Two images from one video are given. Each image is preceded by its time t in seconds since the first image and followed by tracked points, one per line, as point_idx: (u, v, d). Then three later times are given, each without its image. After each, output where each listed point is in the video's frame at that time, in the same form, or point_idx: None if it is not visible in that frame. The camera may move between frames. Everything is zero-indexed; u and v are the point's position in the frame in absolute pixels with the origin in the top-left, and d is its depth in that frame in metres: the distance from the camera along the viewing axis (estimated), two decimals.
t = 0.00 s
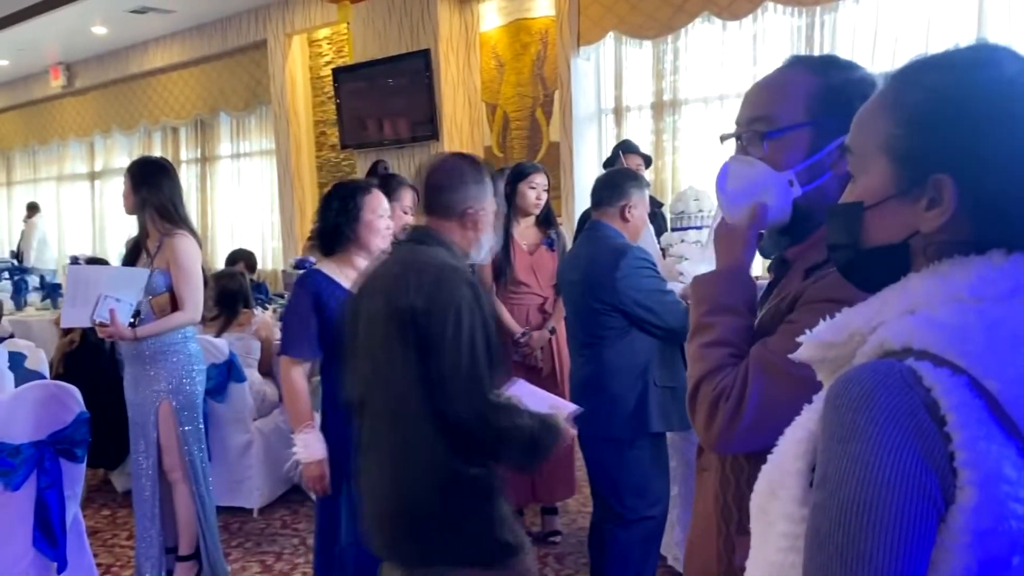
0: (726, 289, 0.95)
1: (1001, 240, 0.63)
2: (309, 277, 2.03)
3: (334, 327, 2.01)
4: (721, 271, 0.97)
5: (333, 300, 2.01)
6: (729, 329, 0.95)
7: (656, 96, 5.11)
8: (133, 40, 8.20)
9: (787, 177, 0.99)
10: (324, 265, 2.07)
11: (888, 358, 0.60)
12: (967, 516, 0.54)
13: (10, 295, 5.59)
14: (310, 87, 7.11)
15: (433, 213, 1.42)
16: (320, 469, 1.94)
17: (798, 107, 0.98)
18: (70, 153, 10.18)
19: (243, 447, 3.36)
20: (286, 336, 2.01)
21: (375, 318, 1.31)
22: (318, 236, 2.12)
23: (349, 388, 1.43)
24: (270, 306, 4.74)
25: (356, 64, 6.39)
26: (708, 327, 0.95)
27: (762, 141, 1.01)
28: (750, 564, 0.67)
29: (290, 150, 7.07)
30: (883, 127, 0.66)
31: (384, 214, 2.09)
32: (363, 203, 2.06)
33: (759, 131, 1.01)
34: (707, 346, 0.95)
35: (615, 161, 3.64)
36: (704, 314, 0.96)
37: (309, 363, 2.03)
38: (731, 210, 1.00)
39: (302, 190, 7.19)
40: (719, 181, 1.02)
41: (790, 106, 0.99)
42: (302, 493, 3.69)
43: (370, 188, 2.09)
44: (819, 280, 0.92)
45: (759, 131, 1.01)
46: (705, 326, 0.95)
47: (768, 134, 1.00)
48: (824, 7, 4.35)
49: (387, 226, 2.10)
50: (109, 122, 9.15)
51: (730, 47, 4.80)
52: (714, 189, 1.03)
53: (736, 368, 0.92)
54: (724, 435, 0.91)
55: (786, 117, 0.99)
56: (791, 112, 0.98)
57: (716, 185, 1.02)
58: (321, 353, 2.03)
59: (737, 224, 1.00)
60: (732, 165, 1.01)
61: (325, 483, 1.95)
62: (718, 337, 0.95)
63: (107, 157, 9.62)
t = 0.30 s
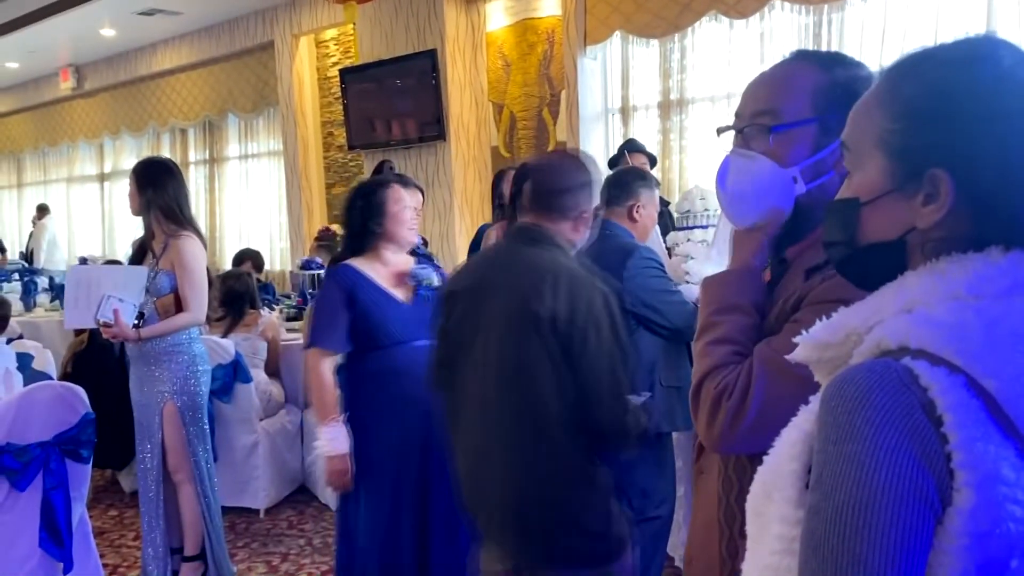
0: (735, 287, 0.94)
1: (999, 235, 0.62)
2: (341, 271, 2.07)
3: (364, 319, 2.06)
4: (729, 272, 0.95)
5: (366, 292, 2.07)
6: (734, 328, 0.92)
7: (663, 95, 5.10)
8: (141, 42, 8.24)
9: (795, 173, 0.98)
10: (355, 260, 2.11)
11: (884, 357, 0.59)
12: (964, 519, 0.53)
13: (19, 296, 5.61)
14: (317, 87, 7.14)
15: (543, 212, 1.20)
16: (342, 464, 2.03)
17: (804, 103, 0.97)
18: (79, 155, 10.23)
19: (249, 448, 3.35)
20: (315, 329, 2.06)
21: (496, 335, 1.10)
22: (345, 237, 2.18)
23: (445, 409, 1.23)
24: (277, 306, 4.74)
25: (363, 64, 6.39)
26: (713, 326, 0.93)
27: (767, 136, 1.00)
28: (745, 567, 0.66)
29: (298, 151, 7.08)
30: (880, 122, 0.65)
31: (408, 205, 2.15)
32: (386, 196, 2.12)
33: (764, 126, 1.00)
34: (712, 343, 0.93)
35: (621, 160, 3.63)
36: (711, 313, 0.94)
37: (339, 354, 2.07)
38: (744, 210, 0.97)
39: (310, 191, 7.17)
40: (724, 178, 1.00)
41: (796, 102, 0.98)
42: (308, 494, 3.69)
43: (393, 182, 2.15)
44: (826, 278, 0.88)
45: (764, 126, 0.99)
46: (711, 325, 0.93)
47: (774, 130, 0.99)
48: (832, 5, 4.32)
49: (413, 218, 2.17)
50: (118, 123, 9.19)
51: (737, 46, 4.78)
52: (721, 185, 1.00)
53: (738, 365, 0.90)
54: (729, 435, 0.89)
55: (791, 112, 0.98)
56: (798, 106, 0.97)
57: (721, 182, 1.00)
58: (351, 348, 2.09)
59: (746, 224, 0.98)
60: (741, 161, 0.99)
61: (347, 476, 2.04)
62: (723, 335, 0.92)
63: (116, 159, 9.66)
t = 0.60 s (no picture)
0: (740, 284, 0.92)
1: (999, 233, 0.62)
2: (381, 263, 2.12)
3: (400, 312, 2.12)
4: (733, 271, 0.93)
5: (403, 284, 2.12)
6: (736, 324, 0.90)
7: (667, 95, 5.08)
8: (146, 44, 8.26)
9: (814, 170, 0.94)
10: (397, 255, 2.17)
11: (881, 356, 0.58)
12: (963, 522, 0.52)
13: (24, 297, 5.61)
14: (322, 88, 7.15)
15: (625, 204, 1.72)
16: (392, 449, 2.09)
17: (820, 101, 0.95)
18: (85, 156, 10.26)
19: (252, 449, 3.35)
20: (352, 318, 2.10)
21: (591, 304, 1.63)
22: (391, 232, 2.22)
23: (535, 348, 1.75)
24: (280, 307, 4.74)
25: (369, 65, 6.38)
26: (716, 322, 0.92)
27: (787, 133, 0.96)
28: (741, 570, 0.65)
29: (302, 152, 7.07)
30: (877, 116, 0.65)
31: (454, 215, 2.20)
32: (438, 202, 2.16)
33: (781, 122, 0.96)
34: (714, 338, 0.91)
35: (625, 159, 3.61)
36: (715, 309, 0.92)
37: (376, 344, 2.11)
38: (764, 212, 0.92)
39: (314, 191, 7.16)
40: (737, 178, 0.94)
41: (814, 98, 0.95)
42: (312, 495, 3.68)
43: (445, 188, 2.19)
44: (829, 275, 0.85)
45: (783, 122, 0.96)
46: (715, 321, 0.92)
47: (796, 125, 0.95)
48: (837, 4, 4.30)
49: (456, 227, 2.22)
50: (124, 125, 9.20)
51: (741, 45, 4.77)
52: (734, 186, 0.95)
53: (739, 362, 0.88)
54: (727, 432, 0.87)
55: (807, 108, 0.95)
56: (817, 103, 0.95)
57: (734, 183, 0.95)
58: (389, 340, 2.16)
59: (763, 224, 0.93)
60: (757, 160, 0.94)
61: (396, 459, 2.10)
62: (726, 331, 0.91)
63: (122, 160, 9.68)
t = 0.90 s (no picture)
0: (729, 295, 0.87)
1: (996, 231, 0.61)
2: (405, 264, 2.16)
3: (425, 311, 2.13)
4: (724, 283, 0.88)
5: (428, 284, 2.14)
6: (732, 337, 0.85)
7: (669, 96, 5.07)
8: (149, 45, 8.27)
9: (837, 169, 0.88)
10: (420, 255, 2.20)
11: (876, 356, 0.57)
12: (958, 524, 0.51)
13: (27, 298, 5.61)
14: (324, 89, 7.15)
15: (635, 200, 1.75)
16: (427, 445, 2.08)
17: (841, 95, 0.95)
18: (88, 158, 10.27)
19: (252, 450, 3.35)
20: (379, 319, 2.12)
21: (626, 301, 1.67)
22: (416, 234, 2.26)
23: (565, 351, 1.74)
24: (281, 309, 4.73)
25: (371, 65, 6.37)
26: (711, 338, 0.86)
27: (809, 129, 0.95)
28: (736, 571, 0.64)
29: (304, 153, 7.07)
30: (873, 110, 0.64)
31: (471, 212, 2.22)
32: (450, 199, 2.21)
33: (803, 116, 0.95)
34: (711, 356, 0.85)
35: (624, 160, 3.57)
36: (708, 324, 0.87)
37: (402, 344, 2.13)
38: (786, 210, 0.84)
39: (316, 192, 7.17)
40: (762, 169, 0.87)
41: (837, 94, 0.95)
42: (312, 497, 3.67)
43: (463, 188, 2.24)
44: (831, 281, 0.80)
45: (804, 117, 0.94)
46: (709, 337, 0.86)
47: (818, 120, 0.94)
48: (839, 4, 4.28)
49: (472, 224, 2.22)
50: (127, 126, 9.21)
51: (743, 45, 4.76)
52: (757, 177, 0.87)
53: (740, 379, 0.82)
54: (735, 452, 0.81)
55: (829, 105, 0.95)
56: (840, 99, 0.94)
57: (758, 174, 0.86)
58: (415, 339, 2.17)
59: (783, 224, 0.85)
60: (783, 152, 0.87)
61: (433, 456, 2.09)
62: (723, 347, 0.85)
63: (124, 161, 9.68)
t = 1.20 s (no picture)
0: (715, 307, 0.85)
1: (998, 231, 0.60)
2: (415, 266, 2.17)
3: (434, 312, 2.13)
4: (708, 293, 0.87)
5: (437, 287, 2.14)
6: (726, 349, 0.82)
7: (670, 97, 5.06)
8: (150, 46, 8.27)
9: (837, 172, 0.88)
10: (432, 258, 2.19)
11: (875, 359, 0.56)
12: (959, 530, 0.50)
13: (27, 299, 5.60)
14: (325, 90, 7.15)
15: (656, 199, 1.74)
16: (430, 449, 2.09)
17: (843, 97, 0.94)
18: (89, 158, 10.27)
19: (252, 451, 3.34)
20: (389, 320, 2.12)
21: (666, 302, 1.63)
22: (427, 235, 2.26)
23: (594, 351, 1.69)
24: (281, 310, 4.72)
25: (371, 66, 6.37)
26: (704, 352, 0.84)
27: (811, 132, 0.93)
28: None
29: (304, 154, 7.07)
30: (874, 109, 0.63)
31: (480, 215, 2.19)
32: (460, 205, 2.18)
33: (805, 119, 0.94)
34: (709, 372, 0.82)
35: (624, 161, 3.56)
36: (698, 339, 0.85)
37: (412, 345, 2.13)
38: (794, 212, 0.85)
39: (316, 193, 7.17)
40: (764, 172, 0.86)
41: (839, 96, 0.94)
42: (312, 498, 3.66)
43: (472, 189, 2.20)
44: (839, 286, 0.76)
45: (806, 120, 0.93)
46: (701, 352, 0.84)
47: (821, 124, 0.93)
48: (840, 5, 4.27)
49: (480, 228, 2.19)
50: (127, 127, 9.22)
51: (744, 46, 4.75)
52: (762, 178, 0.86)
53: (745, 391, 0.80)
54: (744, 465, 0.78)
55: (831, 107, 0.94)
56: (843, 100, 0.93)
57: (761, 176, 0.86)
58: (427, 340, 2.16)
59: (786, 227, 0.86)
60: (787, 153, 0.86)
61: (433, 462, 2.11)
62: (720, 360, 0.82)
63: (125, 162, 9.68)
